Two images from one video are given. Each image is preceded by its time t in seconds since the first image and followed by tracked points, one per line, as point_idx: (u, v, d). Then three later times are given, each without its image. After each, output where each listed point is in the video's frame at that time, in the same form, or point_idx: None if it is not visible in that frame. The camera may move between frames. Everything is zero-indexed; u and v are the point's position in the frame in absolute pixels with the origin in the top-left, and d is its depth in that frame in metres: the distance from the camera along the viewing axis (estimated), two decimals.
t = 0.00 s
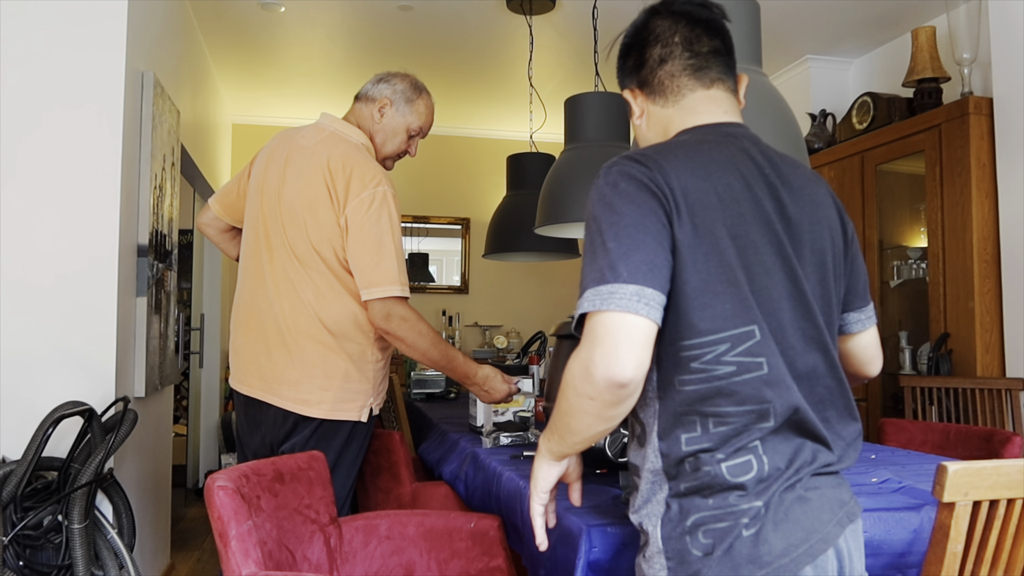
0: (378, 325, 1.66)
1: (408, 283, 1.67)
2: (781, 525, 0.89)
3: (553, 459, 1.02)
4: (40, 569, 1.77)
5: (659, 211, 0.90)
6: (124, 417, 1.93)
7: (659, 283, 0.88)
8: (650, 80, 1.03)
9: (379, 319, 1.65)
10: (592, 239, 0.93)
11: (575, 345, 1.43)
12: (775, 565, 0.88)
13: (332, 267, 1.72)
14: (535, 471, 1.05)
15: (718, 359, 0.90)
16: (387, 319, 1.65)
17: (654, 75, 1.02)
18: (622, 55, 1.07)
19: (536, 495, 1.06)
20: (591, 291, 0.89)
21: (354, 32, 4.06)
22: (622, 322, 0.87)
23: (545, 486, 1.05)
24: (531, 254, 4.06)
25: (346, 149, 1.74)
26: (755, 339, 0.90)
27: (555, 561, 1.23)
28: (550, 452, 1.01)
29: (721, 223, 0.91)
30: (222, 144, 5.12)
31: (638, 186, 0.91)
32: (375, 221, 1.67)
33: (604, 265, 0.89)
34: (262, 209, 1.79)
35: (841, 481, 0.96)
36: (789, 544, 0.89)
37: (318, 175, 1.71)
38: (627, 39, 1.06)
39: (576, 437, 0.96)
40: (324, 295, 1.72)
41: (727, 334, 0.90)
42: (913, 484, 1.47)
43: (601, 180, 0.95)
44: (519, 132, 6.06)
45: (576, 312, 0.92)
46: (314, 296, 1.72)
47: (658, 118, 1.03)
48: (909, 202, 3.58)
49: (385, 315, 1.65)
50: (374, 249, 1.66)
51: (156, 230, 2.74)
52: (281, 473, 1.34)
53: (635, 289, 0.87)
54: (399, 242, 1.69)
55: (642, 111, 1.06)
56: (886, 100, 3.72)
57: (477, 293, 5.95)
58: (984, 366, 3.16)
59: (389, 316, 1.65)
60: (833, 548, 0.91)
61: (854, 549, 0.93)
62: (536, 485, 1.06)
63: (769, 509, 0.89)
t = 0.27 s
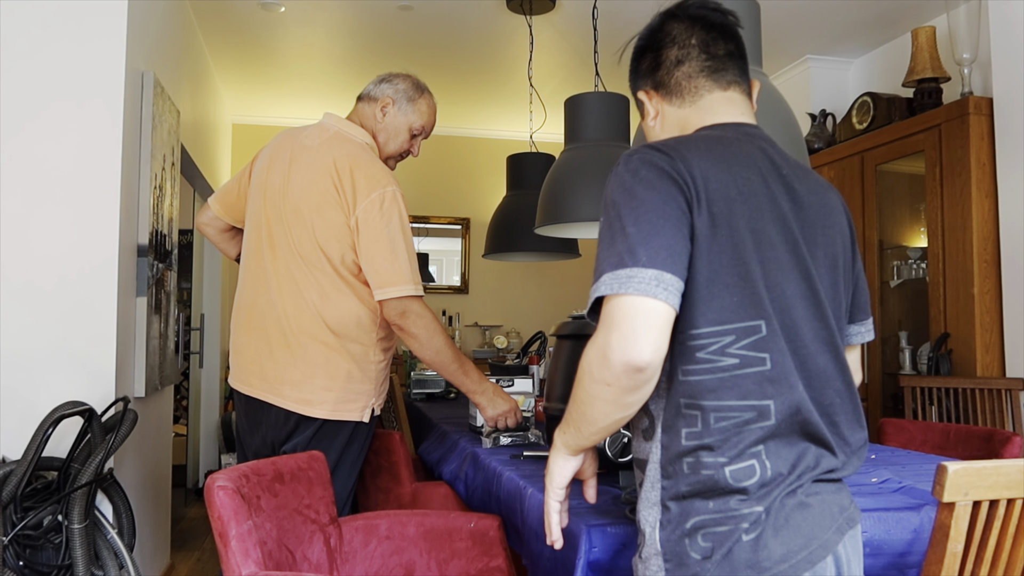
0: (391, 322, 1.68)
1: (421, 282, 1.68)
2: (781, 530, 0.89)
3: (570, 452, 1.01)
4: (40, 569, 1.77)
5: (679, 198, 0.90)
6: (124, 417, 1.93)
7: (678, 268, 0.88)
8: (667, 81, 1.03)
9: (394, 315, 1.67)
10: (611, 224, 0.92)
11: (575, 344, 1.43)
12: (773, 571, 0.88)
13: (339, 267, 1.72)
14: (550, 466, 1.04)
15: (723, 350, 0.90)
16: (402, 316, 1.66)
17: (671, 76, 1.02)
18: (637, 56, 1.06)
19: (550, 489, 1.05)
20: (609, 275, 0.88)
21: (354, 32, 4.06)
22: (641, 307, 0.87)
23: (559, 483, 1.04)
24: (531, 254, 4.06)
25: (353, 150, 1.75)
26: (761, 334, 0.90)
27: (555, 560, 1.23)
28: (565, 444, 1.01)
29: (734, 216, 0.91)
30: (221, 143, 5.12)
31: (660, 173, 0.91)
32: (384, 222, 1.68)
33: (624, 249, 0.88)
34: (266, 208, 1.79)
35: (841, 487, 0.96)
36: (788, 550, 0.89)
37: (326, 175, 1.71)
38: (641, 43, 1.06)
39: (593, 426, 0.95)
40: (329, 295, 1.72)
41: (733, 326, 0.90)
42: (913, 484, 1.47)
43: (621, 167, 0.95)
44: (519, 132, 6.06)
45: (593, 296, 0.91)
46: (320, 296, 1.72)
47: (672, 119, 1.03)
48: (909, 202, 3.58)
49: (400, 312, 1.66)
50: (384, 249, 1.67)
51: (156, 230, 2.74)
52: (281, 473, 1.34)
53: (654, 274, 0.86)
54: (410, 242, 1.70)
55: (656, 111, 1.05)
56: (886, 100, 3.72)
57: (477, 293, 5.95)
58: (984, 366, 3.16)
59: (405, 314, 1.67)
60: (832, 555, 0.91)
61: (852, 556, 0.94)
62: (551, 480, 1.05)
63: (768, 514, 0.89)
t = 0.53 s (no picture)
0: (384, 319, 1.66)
1: (417, 280, 1.66)
2: (787, 531, 0.89)
3: (575, 442, 1.00)
4: (40, 569, 1.77)
5: (693, 184, 0.90)
6: (124, 417, 1.93)
7: (689, 247, 0.88)
8: (676, 87, 1.02)
9: (383, 310, 1.65)
10: (621, 207, 0.92)
11: (574, 345, 1.43)
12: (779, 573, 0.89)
13: (342, 267, 1.72)
14: (555, 457, 1.03)
15: (728, 337, 0.90)
16: (394, 313, 1.65)
17: (679, 83, 1.02)
18: (640, 64, 1.06)
19: (555, 483, 1.04)
20: (619, 251, 0.88)
21: (354, 32, 4.06)
22: (650, 282, 0.86)
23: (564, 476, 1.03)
24: (531, 254, 4.06)
25: (356, 149, 1.75)
26: (764, 324, 0.90)
27: (555, 561, 1.23)
28: (570, 433, 0.99)
29: (742, 206, 0.92)
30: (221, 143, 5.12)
31: (673, 159, 0.91)
32: (385, 219, 1.67)
33: (634, 228, 0.88)
34: (269, 207, 1.79)
35: (841, 490, 0.96)
36: (794, 551, 0.89)
37: (329, 175, 1.72)
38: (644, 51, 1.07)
39: (598, 411, 0.94)
40: (333, 294, 1.72)
41: (737, 314, 0.90)
42: (913, 484, 1.47)
43: (634, 154, 0.94)
44: (519, 132, 6.05)
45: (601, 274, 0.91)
46: (323, 295, 1.72)
47: (678, 124, 1.03)
48: (909, 202, 3.58)
49: (393, 309, 1.65)
50: (386, 248, 1.66)
51: (156, 230, 2.74)
52: (281, 473, 1.34)
53: (664, 251, 0.86)
54: (410, 240, 1.69)
55: (659, 115, 1.05)
56: (886, 100, 3.72)
57: (477, 293, 5.95)
58: (984, 366, 3.16)
59: (398, 311, 1.65)
60: (835, 557, 0.91)
61: (853, 555, 0.94)
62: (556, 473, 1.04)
63: (776, 515, 0.89)
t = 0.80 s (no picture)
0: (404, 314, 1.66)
1: (430, 280, 1.66)
2: (798, 527, 0.90)
3: (576, 444, 0.97)
4: (40, 569, 1.77)
5: (707, 185, 0.90)
6: (124, 417, 1.93)
7: (706, 248, 0.87)
8: (671, 82, 1.01)
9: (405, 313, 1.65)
10: (633, 208, 0.90)
11: (574, 345, 1.43)
12: (792, 568, 0.89)
13: (340, 269, 1.72)
14: (552, 460, 1.00)
15: (737, 336, 0.89)
16: (415, 310, 1.65)
17: (675, 79, 1.01)
18: (630, 53, 1.04)
19: (553, 485, 1.00)
20: (638, 253, 0.87)
21: (354, 32, 4.06)
22: (672, 285, 0.85)
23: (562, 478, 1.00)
24: (531, 254, 4.06)
25: (360, 153, 1.74)
26: (775, 321, 0.90)
27: (555, 561, 1.23)
28: (573, 436, 0.97)
29: (750, 207, 0.92)
30: (222, 143, 5.12)
31: (683, 160, 0.90)
32: (391, 224, 1.66)
33: (651, 230, 0.87)
34: (272, 207, 1.79)
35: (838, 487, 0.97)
36: (805, 547, 0.90)
37: (332, 178, 1.72)
38: (628, 43, 1.05)
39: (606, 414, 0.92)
40: (331, 296, 1.72)
41: (749, 312, 0.90)
42: (913, 484, 1.47)
43: (642, 154, 0.93)
44: (519, 132, 6.05)
45: (617, 276, 0.90)
46: (322, 297, 1.72)
47: (671, 119, 1.01)
48: (909, 202, 3.58)
49: (412, 307, 1.65)
50: (388, 252, 1.65)
51: (156, 230, 2.74)
52: (281, 473, 1.34)
53: (686, 253, 0.86)
54: (417, 242, 1.68)
55: (649, 107, 1.02)
56: (886, 100, 3.72)
57: (477, 293, 5.95)
58: (984, 366, 3.16)
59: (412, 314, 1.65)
60: (842, 551, 0.93)
61: (853, 549, 0.96)
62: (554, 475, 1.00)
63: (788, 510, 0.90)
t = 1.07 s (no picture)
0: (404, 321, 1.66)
1: (429, 288, 1.66)
2: (805, 523, 0.91)
3: (586, 461, 0.93)
4: (40, 569, 1.77)
5: (711, 194, 0.88)
6: (124, 417, 1.93)
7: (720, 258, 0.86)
8: (651, 78, 1.00)
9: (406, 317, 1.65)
10: (641, 220, 0.87)
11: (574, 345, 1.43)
12: (802, 564, 0.89)
13: (340, 271, 1.72)
14: (561, 477, 0.95)
15: (742, 343, 0.89)
16: (415, 317, 1.65)
17: (655, 74, 1.00)
18: (607, 46, 1.02)
19: (562, 504, 0.95)
20: (657, 269, 0.84)
21: (354, 32, 4.06)
22: (698, 299, 0.82)
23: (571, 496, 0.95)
24: (531, 254, 4.06)
25: (363, 155, 1.74)
26: (776, 326, 0.90)
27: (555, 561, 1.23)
28: (585, 453, 0.92)
29: (750, 214, 0.91)
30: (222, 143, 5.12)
31: (688, 171, 0.88)
32: (394, 228, 1.67)
33: (668, 244, 0.84)
34: (274, 207, 1.79)
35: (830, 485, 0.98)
36: (813, 541, 0.91)
37: (334, 181, 1.72)
38: (605, 33, 1.03)
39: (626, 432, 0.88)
40: (331, 297, 1.72)
41: (749, 319, 0.90)
42: (913, 484, 1.47)
43: (642, 163, 0.91)
44: (519, 132, 6.05)
45: (636, 293, 0.86)
46: (322, 297, 1.72)
47: (651, 115, 1.00)
48: (909, 202, 3.58)
49: (411, 313, 1.65)
50: (389, 256, 1.65)
51: (156, 230, 2.74)
52: (281, 473, 1.34)
53: (706, 267, 0.83)
54: (419, 247, 1.68)
55: (626, 101, 1.00)
56: (886, 100, 3.72)
57: (477, 293, 5.95)
58: (984, 366, 3.16)
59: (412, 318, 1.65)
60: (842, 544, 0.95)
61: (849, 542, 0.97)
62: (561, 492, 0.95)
63: (796, 506, 0.90)
